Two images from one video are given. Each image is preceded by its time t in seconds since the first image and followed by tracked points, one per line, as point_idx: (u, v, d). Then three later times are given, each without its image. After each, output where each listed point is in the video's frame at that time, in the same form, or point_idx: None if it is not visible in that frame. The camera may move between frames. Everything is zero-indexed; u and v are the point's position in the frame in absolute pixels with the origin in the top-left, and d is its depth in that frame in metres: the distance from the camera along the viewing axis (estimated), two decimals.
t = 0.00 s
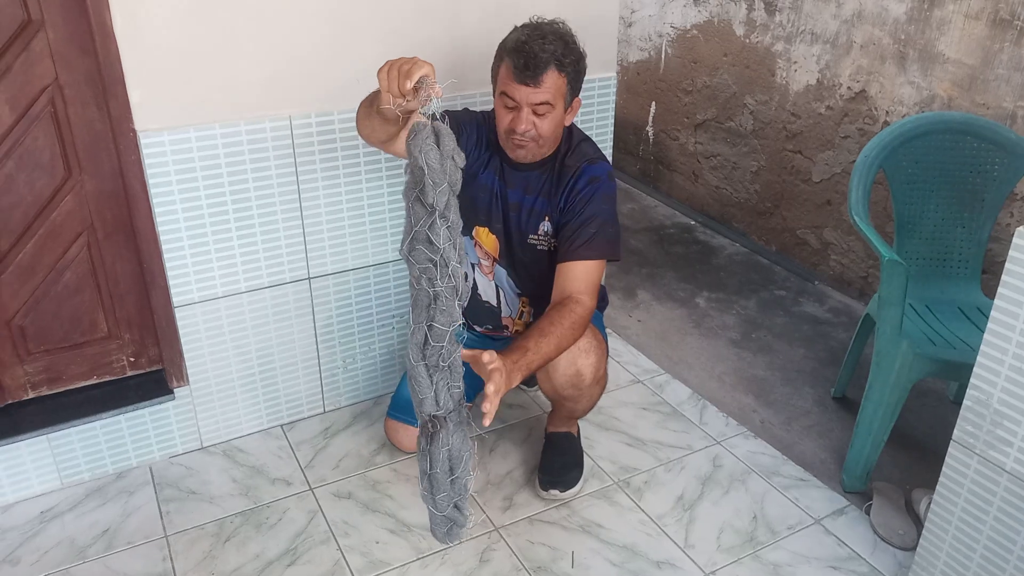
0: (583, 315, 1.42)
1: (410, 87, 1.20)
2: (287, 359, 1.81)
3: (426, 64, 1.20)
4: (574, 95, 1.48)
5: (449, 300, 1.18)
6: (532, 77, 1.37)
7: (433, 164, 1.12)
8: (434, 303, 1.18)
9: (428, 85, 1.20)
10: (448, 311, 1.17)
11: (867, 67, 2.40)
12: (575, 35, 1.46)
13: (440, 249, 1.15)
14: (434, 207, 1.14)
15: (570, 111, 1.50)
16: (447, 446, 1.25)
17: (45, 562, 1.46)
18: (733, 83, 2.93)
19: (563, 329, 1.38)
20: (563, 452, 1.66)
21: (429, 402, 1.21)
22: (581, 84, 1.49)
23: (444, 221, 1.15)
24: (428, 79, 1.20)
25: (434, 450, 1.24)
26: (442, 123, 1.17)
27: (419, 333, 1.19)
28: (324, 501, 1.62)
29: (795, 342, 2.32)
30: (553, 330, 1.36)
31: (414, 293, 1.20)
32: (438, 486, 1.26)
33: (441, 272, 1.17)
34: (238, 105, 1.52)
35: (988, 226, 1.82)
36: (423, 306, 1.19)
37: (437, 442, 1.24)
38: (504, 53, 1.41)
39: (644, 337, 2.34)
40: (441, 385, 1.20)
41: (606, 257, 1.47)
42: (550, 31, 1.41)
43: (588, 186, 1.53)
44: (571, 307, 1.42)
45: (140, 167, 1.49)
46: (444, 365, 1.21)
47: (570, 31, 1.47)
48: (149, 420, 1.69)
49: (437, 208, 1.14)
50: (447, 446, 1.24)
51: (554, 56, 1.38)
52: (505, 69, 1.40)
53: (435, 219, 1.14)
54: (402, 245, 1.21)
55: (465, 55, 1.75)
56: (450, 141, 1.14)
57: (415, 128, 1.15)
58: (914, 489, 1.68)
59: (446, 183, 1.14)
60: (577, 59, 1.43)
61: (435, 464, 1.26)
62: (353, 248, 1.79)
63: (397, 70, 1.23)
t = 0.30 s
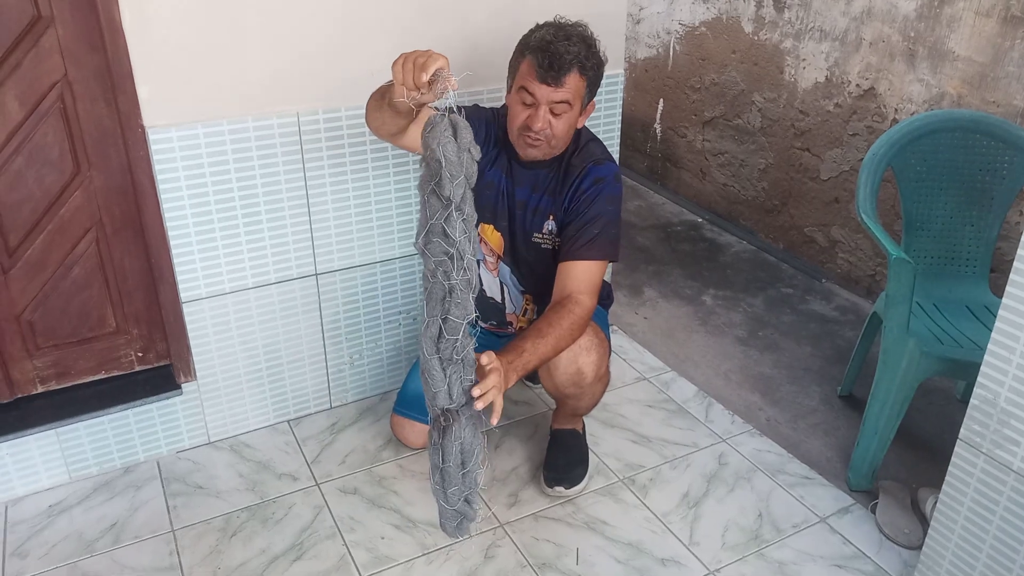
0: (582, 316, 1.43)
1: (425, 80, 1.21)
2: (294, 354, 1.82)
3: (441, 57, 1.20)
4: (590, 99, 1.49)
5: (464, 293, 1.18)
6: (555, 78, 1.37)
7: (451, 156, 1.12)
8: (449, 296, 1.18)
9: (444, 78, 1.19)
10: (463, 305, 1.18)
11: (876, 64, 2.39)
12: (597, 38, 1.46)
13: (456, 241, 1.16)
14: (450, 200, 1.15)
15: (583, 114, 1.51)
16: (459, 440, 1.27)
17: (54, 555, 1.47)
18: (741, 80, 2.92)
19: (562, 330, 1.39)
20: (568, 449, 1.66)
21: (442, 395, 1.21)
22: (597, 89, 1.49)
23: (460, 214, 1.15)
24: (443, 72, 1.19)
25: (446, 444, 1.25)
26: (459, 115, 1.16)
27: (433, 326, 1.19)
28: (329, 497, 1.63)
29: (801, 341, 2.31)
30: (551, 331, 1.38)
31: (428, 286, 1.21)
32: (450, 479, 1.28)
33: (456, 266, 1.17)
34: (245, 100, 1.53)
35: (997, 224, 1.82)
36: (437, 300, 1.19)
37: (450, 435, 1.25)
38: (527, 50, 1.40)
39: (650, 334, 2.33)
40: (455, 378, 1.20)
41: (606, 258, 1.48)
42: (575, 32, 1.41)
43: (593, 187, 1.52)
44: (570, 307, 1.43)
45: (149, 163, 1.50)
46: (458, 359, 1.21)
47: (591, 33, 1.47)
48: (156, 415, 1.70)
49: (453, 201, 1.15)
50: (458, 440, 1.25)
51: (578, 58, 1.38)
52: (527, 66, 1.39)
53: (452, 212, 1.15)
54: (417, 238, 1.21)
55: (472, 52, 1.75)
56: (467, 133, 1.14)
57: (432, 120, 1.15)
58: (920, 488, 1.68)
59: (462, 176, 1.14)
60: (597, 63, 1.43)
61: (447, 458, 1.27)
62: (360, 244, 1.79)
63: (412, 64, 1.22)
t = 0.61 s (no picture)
0: (581, 317, 1.43)
1: (429, 79, 1.20)
2: (292, 355, 1.82)
3: (444, 57, 1.20)
4: (592, 98, 1.51)
5: (467, 295, 1.19)
6: (562, 61, 1.39)
7: (455, 156, 1.11)
8: (452, 297, 1.19)
9: (448, 78, 1.19)
10: (465, 306, 1.18)
11: (876, 65, 2.39)
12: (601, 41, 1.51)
13: (459, 242, 1.16)
14: (453, 201, 1.14)
15: (585, 112, 1.52)
16: (462, 443, 1.26)
17: (52, 556, 1.47)
18: (741, 82, 2.92)
19: (561, 332, 1.39)
20: (567, 451, 1.66)
21: (445, 398, 1.21)
22: (599, 89, 1.52)
23: (463, 214, 1.15)
24: (446, 72, 1.19)
25: (449, 447, 1.25)
26: (462, 114, 1.15)
27: (436, 328, 1.19)
28: (328, 498, 1.63)
29: (801, 342, 2.31)
30: (550, 333, 1.37)
31: (431, 287, 1.20)
32: (453, 483, 1.28)
33: (459, 267, 1.17)
34: (244, 102, 1.53)
35: (996, 226, 1.82)
36: (440, 301, 1.19)
37: (453, 439, 1.24)
38: (535, 39, 1.43)
39: (649, 336, 2.33)
40: (458, 381, 1.20)
41: (605, 259, 1.48)
42: (582, 27, 1.45)
43: (592, 188, 1.52)
44: (569, 309, 1.42)
45: (147, 164, 1.50)
46: (461, 361, 1.21)
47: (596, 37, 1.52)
48: (155, 416, 1.69)
49: (456, 202, 1.14)
50: (461, 443, 1.25)
51: (585, 47, 1.41)
52: (535, 52, 1.42)
53: (455, 213, 1.14)
54: (419, 239, 1.20)
55: (472, 53, 1.75)
56: (471, 133, 1.13)
57: (436, 120, 1.14)
58: (919, 490, 1.67)
59: (466, 176, 1.14)
60: (602, 59, 1.47)
61: (450, 461, 1.27)
62: (359, 246, 1.79)
63: (415, 64, 1.22)
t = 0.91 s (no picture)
0: (576, 318, 1.43)
1: (429, 75, 1.20)
2: (292, 356, 1.82)
3: (445, 53, 1.20)
4: (589, 98, 1.50)
5: (467, 288, 1.19)
6: (557, 68, 1.38)
7: (457, 151, 1.11)
8: (453, 291, 1.19)
9: (448, 73, 1.19)
10: (466, 299, 1.19)
11: (874, 66, 2.40)
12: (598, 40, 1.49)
13: (460, 236, 1.16)
14: (454, 195, 1.14)
15: (582, 113, 1.52)
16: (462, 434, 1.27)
17: (52, 557, 1.47)
18: (739, 83, 2.93)
19: (555, 332, 1.40)
20: (566, 451, 1.66)
21: (446, 390, 1.22)
22: (597, 89, 1.51)
23: (464, 209, 1.15)
24: (447, 68, 1.20)
25: (450, 437, 1.26)
26: (463, 109, 1.15)
27: (437, 321, 1.19)
28: (328, 499, 1.63)
29: (799, 342, 2.32)
30: (544, 333, 1.38)
31: (432, 281, 1.20)
32: (454, 473, 1.29)
33: (460, 261, 1.18)
34: (243, 104, 1.53)
35: (994, 226, 1.82)
36: (441, 295, 1.19)
37: (453, 429, 1.26)
38: (530, 44, 1.42)
39: (648, 336, 2.34)
40: (458, 373, 1.21)
41: (602, 260, 1.49)
42: (577, 29, 1.44)
43: (589, 189, 1.53)
44: (565, 310, 1.43)
45: (147, 166, 1.50)
46: (461, 354, 1.21)
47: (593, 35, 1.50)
48: (155, 417, 1.70)
49: (457, 197, 1.14)
50: (462, 434, 1.26)
51: (580, 51, 1.40)
52: (530, 58, 1.41)
53: (456, 207, 1.14)
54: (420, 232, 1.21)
55: (470, 55, 1.75)
56: (473, 128, 1.14)
57: (437, 114, 1.14)
58: (917, 489, 1.68)
59: (467, 170, 1.14)
60: (599, 60, 1.45)
61: (450, 451, 1.28)
62: (358, 246, 1.79)
63: (416, 60, 1.23)
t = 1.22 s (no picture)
0: (570, 321, 1.42)
1: (426, 78, 1.20)
2: (292, 360, 1.82)
3: (440, 56, 1.20)
4: (587, 104, 1.49)
5: (466, 290, 1.19)
6: (552, 84, 1.37)
7: (453, 154, 1.11)
8: (451, 293, 1.19)
9: (443, 75, 1.19)
10: (464, 302, 1.19)
11: (872, 68, 2.40)
12: (593, 43, 1.47)
13: (458, 239, 1.16)
14: (452, 198, 1.14)
15: (581, 119, 1.51)
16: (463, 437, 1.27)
17: (51, 562, 1.47)
18: (738, 85, 2.93)
19: (549, 335, 1.39)
20: (565, 455, 1.66)
21: (445, 392, 1.22)
22: (594, 93, 1.50)
23: (462, 211, 1.14)
24: (442, 70, 1.19)
25: (450, 441, 1.26)
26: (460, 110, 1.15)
27: (436, 323, 1.20)
28: (327, 503, 1.63)
29: (799, 345, 2.32)
30: (537, 335, 1.38)
31: (431, 283, 1.21)
32: (454, 476, 1.29)
33: (459, 263, 1.18)
34: (241, 107, 1.53)
35: (992, 228, 1.82)
36: (440, 297, 1.20)
37: (453, 433, 1.25)
38: (524, 56, 1.40)
39: (648, 339, 2.34)
40: (458, 375, 1.21)
41: (598, 264, 1.49)
42: (571, 37, 1.41)
43: (586, 193, 1.53)
44: (558, 312, 1.42)
45: (146, 170, 1.50)
46: (461, 356, 1.22)
47: (587, 38, 1.48)
48: (154, 421, 1.70)
49: (455, 199, 1.14)
50: (462, 437, 1.26)
51: (575, 63, 1.38)
52: (524, 73, 1.39)
53: (453, 210, 1.14)
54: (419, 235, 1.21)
55: (469, 58, 1.75)
56: (469, 130, 1.13)
57: (433, 117, 1.14)
58: (918, 491, 1.68)
59: (464, 173, 1.14)
60: (594, 67, 1.44)
61: (450, 454, 1.28)
62: (357, 250, 1.79)
63: (411, 64, 1.22)
